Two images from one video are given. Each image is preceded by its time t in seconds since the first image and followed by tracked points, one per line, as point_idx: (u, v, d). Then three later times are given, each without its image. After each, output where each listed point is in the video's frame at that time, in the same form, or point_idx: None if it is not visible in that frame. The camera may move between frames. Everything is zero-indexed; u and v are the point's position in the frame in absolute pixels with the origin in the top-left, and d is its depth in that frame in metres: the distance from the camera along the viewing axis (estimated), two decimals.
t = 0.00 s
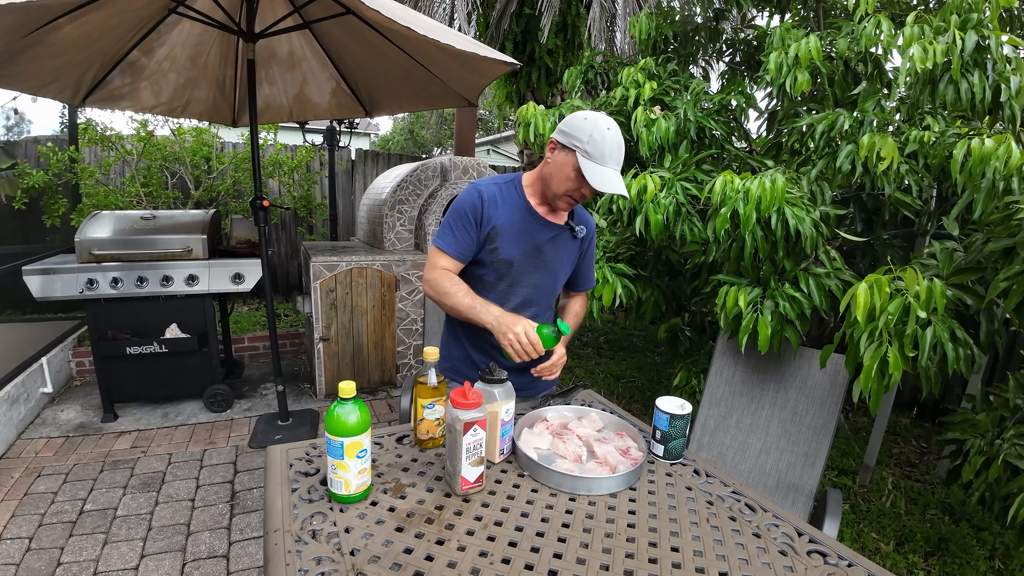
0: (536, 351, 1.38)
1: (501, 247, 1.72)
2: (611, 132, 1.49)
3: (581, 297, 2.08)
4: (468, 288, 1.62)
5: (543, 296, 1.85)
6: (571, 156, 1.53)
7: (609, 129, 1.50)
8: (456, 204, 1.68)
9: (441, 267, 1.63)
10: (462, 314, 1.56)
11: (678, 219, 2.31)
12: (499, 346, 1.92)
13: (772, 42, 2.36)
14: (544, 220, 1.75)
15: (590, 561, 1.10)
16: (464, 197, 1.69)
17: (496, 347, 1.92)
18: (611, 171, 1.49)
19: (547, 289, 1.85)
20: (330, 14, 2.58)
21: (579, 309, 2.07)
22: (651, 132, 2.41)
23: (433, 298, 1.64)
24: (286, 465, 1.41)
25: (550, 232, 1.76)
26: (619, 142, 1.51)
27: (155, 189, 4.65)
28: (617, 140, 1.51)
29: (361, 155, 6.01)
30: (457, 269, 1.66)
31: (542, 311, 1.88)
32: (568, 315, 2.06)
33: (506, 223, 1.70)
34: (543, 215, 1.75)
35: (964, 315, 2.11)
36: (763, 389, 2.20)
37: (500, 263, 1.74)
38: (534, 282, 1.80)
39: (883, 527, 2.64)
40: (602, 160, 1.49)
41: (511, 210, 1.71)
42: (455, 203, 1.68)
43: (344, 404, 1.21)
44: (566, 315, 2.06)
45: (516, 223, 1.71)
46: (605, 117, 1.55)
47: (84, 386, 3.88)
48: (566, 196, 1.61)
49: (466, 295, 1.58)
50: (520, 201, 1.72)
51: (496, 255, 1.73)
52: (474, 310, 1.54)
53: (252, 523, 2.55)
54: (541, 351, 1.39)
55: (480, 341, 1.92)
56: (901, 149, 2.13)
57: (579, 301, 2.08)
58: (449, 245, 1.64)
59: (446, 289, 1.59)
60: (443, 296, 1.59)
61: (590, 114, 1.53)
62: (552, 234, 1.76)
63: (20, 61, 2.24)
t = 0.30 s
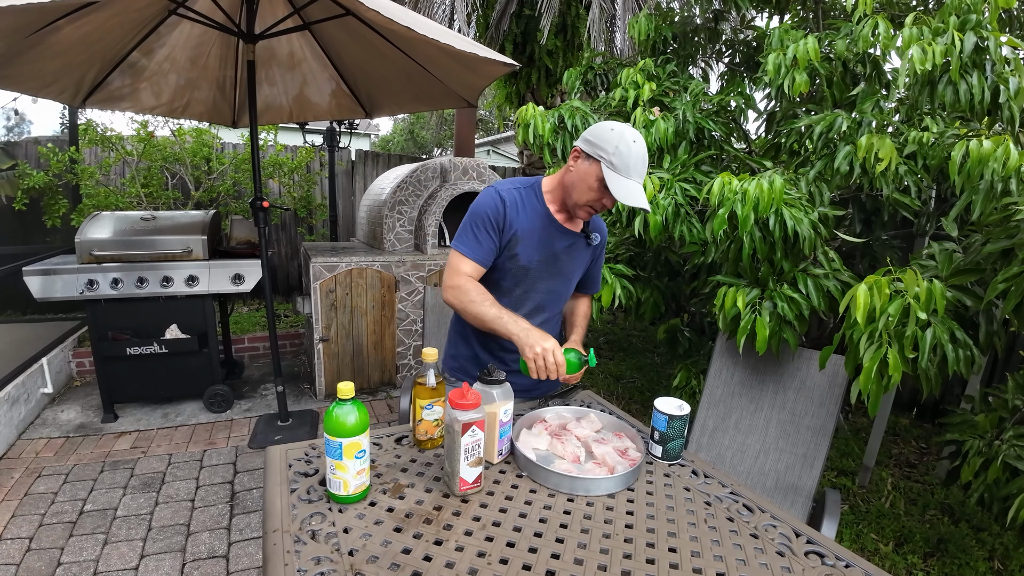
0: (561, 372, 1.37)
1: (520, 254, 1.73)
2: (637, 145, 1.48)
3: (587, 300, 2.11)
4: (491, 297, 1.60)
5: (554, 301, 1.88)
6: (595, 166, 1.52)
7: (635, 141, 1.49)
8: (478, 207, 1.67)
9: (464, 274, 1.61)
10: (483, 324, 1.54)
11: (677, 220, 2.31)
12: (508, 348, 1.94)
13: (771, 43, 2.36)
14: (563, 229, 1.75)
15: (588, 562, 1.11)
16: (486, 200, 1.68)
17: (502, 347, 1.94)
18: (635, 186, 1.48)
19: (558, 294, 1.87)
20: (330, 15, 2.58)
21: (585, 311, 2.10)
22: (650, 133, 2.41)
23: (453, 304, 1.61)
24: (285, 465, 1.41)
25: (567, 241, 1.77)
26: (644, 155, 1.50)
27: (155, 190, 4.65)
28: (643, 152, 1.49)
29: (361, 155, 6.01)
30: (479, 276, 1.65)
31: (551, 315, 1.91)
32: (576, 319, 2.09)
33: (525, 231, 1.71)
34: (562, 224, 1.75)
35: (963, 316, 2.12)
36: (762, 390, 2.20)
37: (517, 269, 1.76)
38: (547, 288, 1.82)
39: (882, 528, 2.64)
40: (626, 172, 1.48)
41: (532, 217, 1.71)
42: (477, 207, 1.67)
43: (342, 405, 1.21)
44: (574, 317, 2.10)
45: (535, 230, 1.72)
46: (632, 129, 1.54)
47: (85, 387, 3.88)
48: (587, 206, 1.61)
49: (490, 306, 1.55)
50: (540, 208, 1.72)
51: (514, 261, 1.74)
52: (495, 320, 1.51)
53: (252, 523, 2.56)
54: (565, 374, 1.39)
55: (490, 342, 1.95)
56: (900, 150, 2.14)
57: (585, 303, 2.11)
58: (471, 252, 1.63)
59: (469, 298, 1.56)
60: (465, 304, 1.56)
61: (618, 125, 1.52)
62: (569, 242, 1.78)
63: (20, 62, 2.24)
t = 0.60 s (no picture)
0: (575, 378, 1.34)
1: (531, 258, 1.74)
2: (653, 153, 1.48)
3: (590, 303, 2.11)
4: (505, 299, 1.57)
5: (560, 306, 1.89)
6: (610, 172, 1.52)
7: (651, 148, 1.48)
8: (492, 207, 1.67)
9: (478, 275, 1.58)
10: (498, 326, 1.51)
11: (676, 221, 2.32)
12: (512, 350, 1.95)
13: (770, 44, 2.37)
14: (574, 234, 1.75)
15: (586, 562, 1.11)
16: (501, 200, 1.68)
17: (504, 347, 1.95)
18: (650, 193, 1.47)
19: (564, 298, 1.88)
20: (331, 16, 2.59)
21: (588, 315, 2.10)
22: (649, 134, 2.42)
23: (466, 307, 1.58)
24: (283, 466, 1.42)
25: (578, 246, 1.77)
26: (660, 163, 1.50)
27: (155, 190, 4.65)
28: (659, 161, 1.49)
29: (362, 156, 6.01)
30: (493, 277, 1.62)
31: (557, 320, 1.91)
32: (579, 322, 2.08)
33: (538, 235, 1.71)
34: (573, 229, 1.75)
35: (962, 316, 2.12)
36: (761, 390, 2.20)
37: (527, 272, 1.76)
38: (555, 292, 1.83)
39: (882, 529, 2.64)
40: (642, 179, 1.48)
41: (545, 220, 1.71)
42: (492, 208, 1.66)
43: (340, 406, 1.22)
44: (578, 321, 2.09)
45: (547, 234, 1.72)
46: (648, 136, 1.53)
47: (85, 388, 3.88)
48: (599, 212, 1.60)
49: (506, 307, 1.53)
50: (553, 213, 1.72)
51: (524, 264, 1.75)
52: (511, 322, 1.49)
53: (251, 523, 2.56)
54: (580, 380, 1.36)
55: (494, 343, 1.95)
56: (899, 151, 2.14)
57: (589, 307, 2.11)
58: (486, 253, 1.61)
59: (483, 300, 1.54)
60: (480, 306, 1.53)
61: (635, 131, 1.51)
62: (580, 248, 1.78)
63: (20, 63, 2.25)
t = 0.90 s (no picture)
0: (583, 384, 1.34)
1: (535, 259, 1.74)
2: (659, 154, 1.47)
3: (594, 306, 2.11)
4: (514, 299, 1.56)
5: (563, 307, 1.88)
6: (615, 173, 1.52)
7: (657, 148, 1.47)
8: (497, 206, 1.67)
9: (486, 276, 1.58)
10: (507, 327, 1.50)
11: (675, 221, 2.32)
12: (514, 351, 1.94)
13: (769, 44, 2.37)
14: (579, 236, 1.75)
15: (585, 562, 1.11)
16: (505, 200, 1.68)
17: (505, 347, 1.95)
18: (656, 194, 1.46)
19: (567, 300, 1.88)
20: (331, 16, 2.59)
21: (592, 317, 2.09)
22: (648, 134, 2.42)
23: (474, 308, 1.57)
24: (283, 466, 1.42)
25: (583, 248, 1.77)
26: (666, 163, 1.48)
27: (155, 191, 4.65)
28: (665, 161, 1.48)
29: (362, 156, 6.00)
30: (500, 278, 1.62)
31: (559, 321, 1.91)
32: (582, 325, 2.08)
33: (542, 236, 1.71)
34: (577, 231, 1.75)
35: (962, 316, 2.12)
36: (761, 391, 2.19)
37: (531, 274, 1.76)
38: (558, 294, 1.83)
39: (882, 529, 2.64)
40: (646, 180, 1.46)
41: (550, 221, 1.71)
42: (498, 208, 1.67)
43: (340, 406, 1.21)
44: (581, 323, 2.09)
45: (552, 235, 1.72)
46: (655, 137, 1.52)
47: (85, 388, 3.88)
48: (604, 213, 1.60)
49: (514, 307, 1.52)
50: (558, 214, 1.72)
51: (529, 266, 1.75)
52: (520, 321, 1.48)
53: (251, 524, 2.56)
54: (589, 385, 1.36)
55: (495, 344, 1.95)
56: (899, 151, 2.14)
57: (592, 309, 2.11)
58: (493, 254, 1.61)
59: (490, 301, 1.53)
60: (489, 306, 1.53)
61: (641, 133, 1.51)
62: (585, 250, 1.78)
63: (21, 63, 2.25)
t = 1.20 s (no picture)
0: (576, 383, 1.34)
1: (537, 258, 1.73)
2: (660, 153, 1.47)
3: (597, 306, 2.11)
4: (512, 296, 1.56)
5: (566, 307, 1.88)
6: (617, 172, 1.52)
7: (658, 147, 1.47)
8: (499, 205, 1.68)
9: (485, 272, 1.58)
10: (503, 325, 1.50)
11: (676, 221, 2.32)
12: (516, 350, 1.94)
13: (770, 44, 2.37)
14: (581, 236, 1.74)
15: (587, 562, 1.11)
16: (507, 200, 1.68)
17: (507, 346, 1.94)
18: (657, 192, 1.46)
19: (570, 300, 1.88)
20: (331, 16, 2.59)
21: (595, 317, 2.09)
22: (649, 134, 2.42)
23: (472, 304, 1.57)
24: (284, 466, 1.41)
25: (585, 249, 1.77)
26: (667, 162, 1.48)
27: (155, 191, 4.65)
28: (666, 160, 1.48)
29: (363, 156, 6.00)
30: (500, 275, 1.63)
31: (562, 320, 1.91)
32: (585, 325, 2.08)
33: (544, 236, 1.71)
34: (580, 230, 1.74)
35: (963, 316, 2.12)
36: (761, 391, 2.19)
37: (533, 273, 1.76)
38: (561, 294, 1.83)
39: (883, 529, 2.63)
40: (647, 178, 1.46)
41: (552, 221, 1.71)
42: (499, 208, 1.67)
43: (341, 406, 1.21)
44: (584, 323, 2.09)
45: (555, 235, 1.71)
46: (657, 136, 1.52)
47: (85, 388, 3.88)
48: (607, 212, 1.59)
49: (511, 304, 1.52)
50: (561, 214, 1.71)
51: (531, 266, 1.75)
52: (517, 319, 1.48)
53: (251, 524, 2.55)
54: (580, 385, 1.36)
55: (498, 343, 1.95)
56: (900, 151, 2.14)
57: (595, 309, 2.11)
58: (493, 252, 1.62)
59: (488, 297, 1.53)
60: (486, 303, 1.53)
61: (643, 131, 1.51)
62: (588, 250, 1.77)
63: (21, 63, 2.25)
